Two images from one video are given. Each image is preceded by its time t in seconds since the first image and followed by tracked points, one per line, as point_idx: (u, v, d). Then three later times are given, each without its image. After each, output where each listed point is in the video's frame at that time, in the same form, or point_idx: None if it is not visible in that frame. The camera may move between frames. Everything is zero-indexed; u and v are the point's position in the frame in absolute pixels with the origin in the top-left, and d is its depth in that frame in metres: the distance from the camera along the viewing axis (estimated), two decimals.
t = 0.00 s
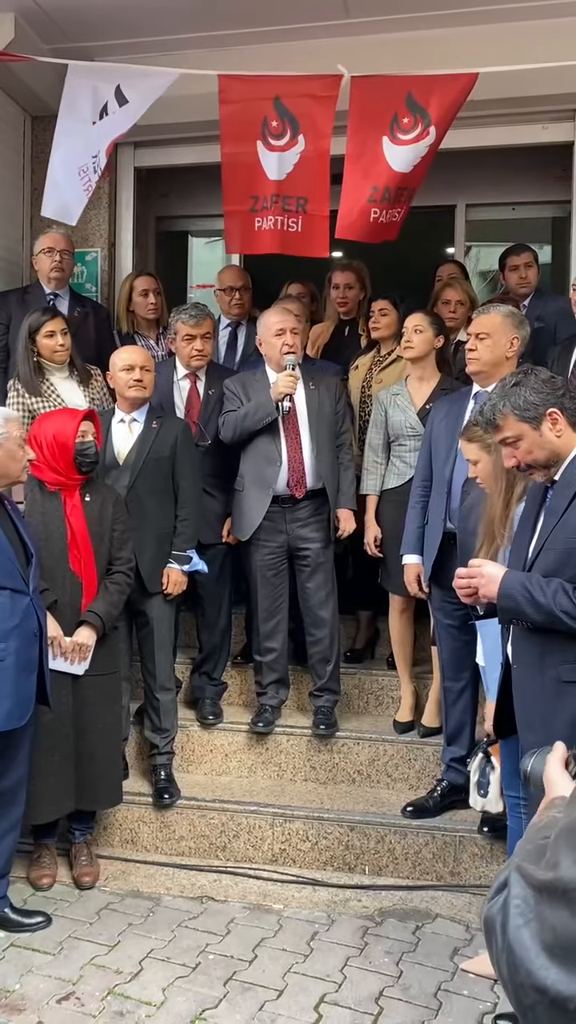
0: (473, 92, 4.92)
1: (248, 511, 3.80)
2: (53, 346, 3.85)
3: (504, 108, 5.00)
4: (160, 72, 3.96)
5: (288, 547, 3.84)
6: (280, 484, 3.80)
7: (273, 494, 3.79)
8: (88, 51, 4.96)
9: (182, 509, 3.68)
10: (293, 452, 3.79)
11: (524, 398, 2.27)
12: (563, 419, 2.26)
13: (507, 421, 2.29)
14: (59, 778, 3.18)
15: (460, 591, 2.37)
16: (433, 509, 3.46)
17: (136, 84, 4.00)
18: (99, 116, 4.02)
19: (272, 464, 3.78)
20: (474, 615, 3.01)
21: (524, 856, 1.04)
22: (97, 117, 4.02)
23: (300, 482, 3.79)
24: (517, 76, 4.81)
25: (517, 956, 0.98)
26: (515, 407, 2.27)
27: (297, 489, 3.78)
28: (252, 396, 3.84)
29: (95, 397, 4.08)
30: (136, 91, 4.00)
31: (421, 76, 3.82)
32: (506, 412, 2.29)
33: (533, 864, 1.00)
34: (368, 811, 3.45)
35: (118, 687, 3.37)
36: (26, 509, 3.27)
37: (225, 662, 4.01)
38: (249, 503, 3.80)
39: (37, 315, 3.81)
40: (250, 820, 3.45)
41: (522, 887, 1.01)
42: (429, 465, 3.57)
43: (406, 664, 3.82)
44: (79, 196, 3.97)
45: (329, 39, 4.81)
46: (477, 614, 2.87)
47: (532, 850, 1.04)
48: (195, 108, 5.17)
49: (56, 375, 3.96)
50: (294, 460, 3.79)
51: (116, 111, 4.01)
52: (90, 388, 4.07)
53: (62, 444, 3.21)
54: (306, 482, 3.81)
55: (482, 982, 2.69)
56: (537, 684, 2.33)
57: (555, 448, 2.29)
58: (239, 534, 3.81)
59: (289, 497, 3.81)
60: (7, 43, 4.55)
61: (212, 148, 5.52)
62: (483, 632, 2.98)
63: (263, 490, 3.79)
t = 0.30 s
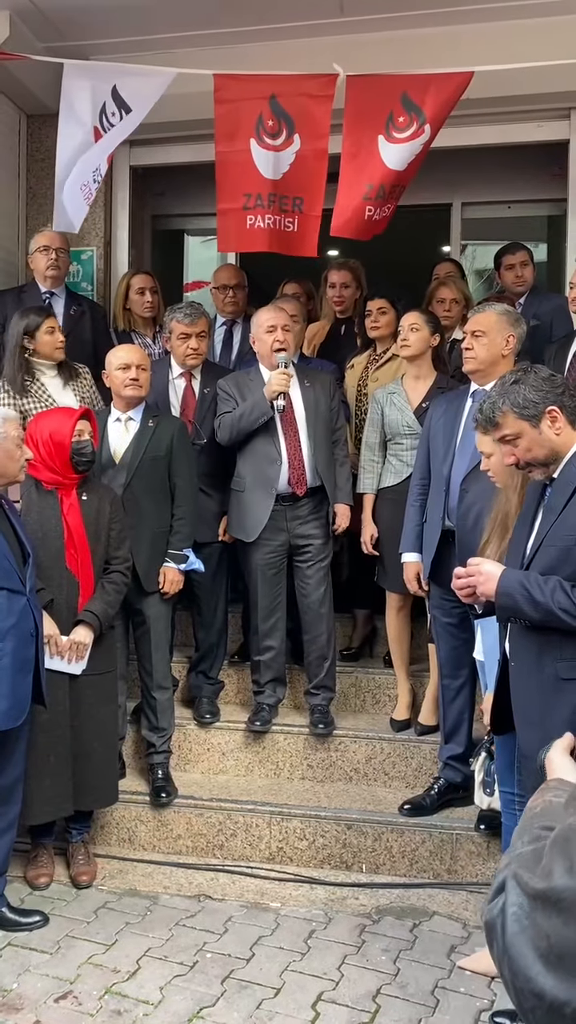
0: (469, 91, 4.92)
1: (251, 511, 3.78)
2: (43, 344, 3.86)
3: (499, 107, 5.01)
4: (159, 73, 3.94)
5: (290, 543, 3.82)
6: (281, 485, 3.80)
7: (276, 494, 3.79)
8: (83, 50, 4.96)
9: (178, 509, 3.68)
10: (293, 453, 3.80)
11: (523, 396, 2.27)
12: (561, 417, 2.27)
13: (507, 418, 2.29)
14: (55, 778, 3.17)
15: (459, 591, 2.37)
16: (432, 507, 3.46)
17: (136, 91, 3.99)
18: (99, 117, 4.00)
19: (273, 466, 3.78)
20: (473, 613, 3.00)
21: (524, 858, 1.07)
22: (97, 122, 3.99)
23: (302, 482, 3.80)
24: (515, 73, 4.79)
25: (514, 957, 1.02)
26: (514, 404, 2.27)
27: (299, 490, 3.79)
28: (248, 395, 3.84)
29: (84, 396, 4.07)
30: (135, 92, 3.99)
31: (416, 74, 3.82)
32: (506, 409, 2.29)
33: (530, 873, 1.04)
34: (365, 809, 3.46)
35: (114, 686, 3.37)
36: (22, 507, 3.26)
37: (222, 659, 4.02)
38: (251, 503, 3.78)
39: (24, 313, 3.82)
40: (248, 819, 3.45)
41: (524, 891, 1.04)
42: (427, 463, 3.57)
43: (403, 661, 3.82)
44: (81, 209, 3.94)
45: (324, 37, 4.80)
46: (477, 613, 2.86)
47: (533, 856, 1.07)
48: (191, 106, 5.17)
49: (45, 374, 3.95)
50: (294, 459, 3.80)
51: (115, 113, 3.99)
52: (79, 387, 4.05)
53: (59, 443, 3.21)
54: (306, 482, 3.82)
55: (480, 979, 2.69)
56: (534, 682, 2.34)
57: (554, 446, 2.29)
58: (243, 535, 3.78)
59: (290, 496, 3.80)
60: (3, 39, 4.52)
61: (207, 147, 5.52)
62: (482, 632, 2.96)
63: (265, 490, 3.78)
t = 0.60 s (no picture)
0: (465, 89, 4.92)
1: (249, 507, 3.77)
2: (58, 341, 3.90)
3: (494, 105, 5.01)
4: (156, 72, 3.94)
5: (287, 542, 3.82)
6: (280, 481, 3.80)
7: (273, 487, 3.79)
8: (79, 48, 4.95)
9: (175, 508, 3.67)
10: (292, 450, 3.79)
11: (523, 394, 2.27)
12: (560, 415, 2.28)
13: (504, 418, 2.30)
14: (52, 778, 3.17)
15: (458, 597, 2.39)
16: (429, 505, 3.46)
17: (132, 90, 3.99)
18: (96, 117, 3.99)
19: (272, 458, 3.78)
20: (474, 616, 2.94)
21: (506, 834, 1.13)
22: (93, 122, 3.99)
23: (301, 479, 3.79)
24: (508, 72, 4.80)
25: (498, 931, 1.11)
26: (513, 403, 2.27)
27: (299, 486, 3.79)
28: (247, 390, 3.84)
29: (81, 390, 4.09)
30: (132, 92, 3.99)
31: (412, 73, 3.82)
32: (502, 409, 2.29)
33: (511, 856, 1.10)
34: (362, 807, 3.46)
35: (111, 686, 3.36)
36: (19, 506, 3.27)
37: (219, 658, 4.02)
38: (249, 497, 3.78)
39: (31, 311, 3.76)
40: (245, 817, 3.45)
41: (505, 873, 1.11)
42: (424, 462, 3.57)
43: (400, 660, 3.83)
44: (80, 210, 3.95)
45: (319, 36, 4.80)
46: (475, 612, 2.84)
47: (512, 833, 1.12)
48: (186, 105, 5.16)
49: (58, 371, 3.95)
50: (293, 453, 3.79)
51: (113, 113, 3.99)
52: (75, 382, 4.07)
53: (55, 443, 3.20)
54: (306, 478, 3.82)
55: (477, 977, 2.70)
56: (531, 681, 2.34)
57: (552, 444, 2.29)
58: (241, 528, 3.77)
59: (289, 492, 3.81)
60: None
61: (203, 145, 5.52)
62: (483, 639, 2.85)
63: (263, 485, 3.77)
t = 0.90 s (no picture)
0: (461, 86, 4.91)
1: (244, 507, 3.77)
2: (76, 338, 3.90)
3: (490, 103, 5.01)
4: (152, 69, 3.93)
5: (284, 542, 3.82)
6: (276, 481, 3.79)
7: (270, 487, 3.78)
8: (73, 45, 4.93)
9: (171, 507, 3.66)
10: (288, 450, 3.79)
11: (546, 374, 2.29)
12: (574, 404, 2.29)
13: (521, 389, 2.30)
14: (48, 777, 3.16)
15: (456, 598, 2.39)
16: (426, 505, 3.46)
17: (125, 83, 3.98)
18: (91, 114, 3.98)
19: (268, 458, 3.77)
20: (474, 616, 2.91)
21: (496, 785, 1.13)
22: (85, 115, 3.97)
23: (296, 479, 3.79)
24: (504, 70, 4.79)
25: (482, 874, 1.14)
26: (534, 379, 2.29)
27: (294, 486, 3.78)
28: (244, 390, 3.83)
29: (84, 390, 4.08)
30: (127, 89, 3.98)
31: (408, 70, 3.81)
32: (522, 382, 2.30)
33: (501, 812, 1.10)
34: (359, 805, 3.46)
35: (107, 686, 3.35)
36: (14, 505, 3.25)
37: (216, 657, 4.01)
38: (245, 497, 3.78)
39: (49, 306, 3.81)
40: (242, 817, 3.45)
41: (495, 825, 1.11)
42: (420, 461, 3.57)
43: (398, 659, 3.82)
44: (76, 208, 3.94)
45: (314, 34, 4.78)
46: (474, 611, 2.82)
47: (501, 785, 1.12)
48: (181, 102, 5.15)
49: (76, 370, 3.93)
50: (289, 453, 3.79)
51: (108, 110, 3.98)
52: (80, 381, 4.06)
53: (50, 442, 3.18)
54: (301, 479, 3.81)
55: (475, 975, 2.70)
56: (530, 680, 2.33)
57: (560, 432, 2.30)
58: (236, 527, 3.77)
59: (285, 492, 3.80)
60: None
61: (198, 143, 5.51)
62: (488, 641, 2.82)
63: (259, 485, 3.77)
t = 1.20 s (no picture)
0: (457, 86, 4.92)
1: (246, 511, 3.77)
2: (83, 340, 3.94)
3: (486, 102, 5.01)
4: (150, 69, 3.93)
5: (281, 542, 3.82)
6: (275, 481, 3.79)
7: (269, 489, 3.78)
8: (69, 45, 4.92)
9: (169, 507, 3.66)
10: (287, 451, 3.80)
11: (571, 368, 2.35)
12: None
13: (543, 373, 2.36)
14: (45, 777, 3.16)
15: (454, 606, 2.39)
16: (421, 504, 3.46)
17: (122, 83, 3.98)
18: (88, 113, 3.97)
19: (267, 459, 3.78)
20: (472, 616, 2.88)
21: (506, 693, 1.00)
22: (83, 115, 3.97)
23: (296, 480, 3.80)
24: (500, 70, 4.79)
25: (473, 777, 1.03)
26: (559, 369, 2.35)
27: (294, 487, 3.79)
28: (242, 391, 3.83)
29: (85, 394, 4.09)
30: (124, 88, 3.97)
31: (404, 70, 3.81)
32: (546, 367, 2.36)
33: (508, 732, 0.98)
34: (356, 805, 3.46)
35: (104, 686, 3.34)
36: (11, 505, 3.26)
37: (213, 658, 4.01)
38: (245, 498, 3.78)
39: (61, 308, 3.86)
40: (239, 816, 3.45)
41: (497, 736, 1.00)
42: (417, 460, 3.57)
43: (395, 659, 3.82)
44: (76, 209, 3.94)
45: (309, 34, 4.78)
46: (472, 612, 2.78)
47: (510, 696, 1.00)
48: (177, 102, 5.14)
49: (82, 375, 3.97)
50: (288, 454, 3.79)
51: (105, 109, 3.97)
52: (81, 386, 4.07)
53: (48, 442, 3.18)
54: (300, 480, 3.82)
55: (473, 974, 2.70)
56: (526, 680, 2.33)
57: (570, 426, 2.35)
58: (240, 532, 3.76)
59: (285, 492, 3.80)
60: None
61: (195, 143, 5.51)
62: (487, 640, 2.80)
63: (258, 486, 3.77)
